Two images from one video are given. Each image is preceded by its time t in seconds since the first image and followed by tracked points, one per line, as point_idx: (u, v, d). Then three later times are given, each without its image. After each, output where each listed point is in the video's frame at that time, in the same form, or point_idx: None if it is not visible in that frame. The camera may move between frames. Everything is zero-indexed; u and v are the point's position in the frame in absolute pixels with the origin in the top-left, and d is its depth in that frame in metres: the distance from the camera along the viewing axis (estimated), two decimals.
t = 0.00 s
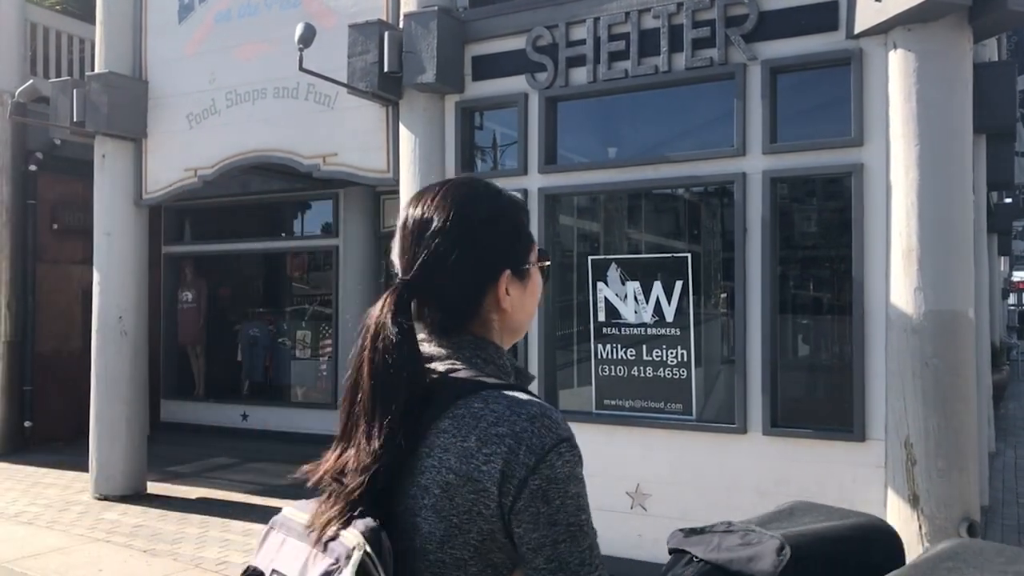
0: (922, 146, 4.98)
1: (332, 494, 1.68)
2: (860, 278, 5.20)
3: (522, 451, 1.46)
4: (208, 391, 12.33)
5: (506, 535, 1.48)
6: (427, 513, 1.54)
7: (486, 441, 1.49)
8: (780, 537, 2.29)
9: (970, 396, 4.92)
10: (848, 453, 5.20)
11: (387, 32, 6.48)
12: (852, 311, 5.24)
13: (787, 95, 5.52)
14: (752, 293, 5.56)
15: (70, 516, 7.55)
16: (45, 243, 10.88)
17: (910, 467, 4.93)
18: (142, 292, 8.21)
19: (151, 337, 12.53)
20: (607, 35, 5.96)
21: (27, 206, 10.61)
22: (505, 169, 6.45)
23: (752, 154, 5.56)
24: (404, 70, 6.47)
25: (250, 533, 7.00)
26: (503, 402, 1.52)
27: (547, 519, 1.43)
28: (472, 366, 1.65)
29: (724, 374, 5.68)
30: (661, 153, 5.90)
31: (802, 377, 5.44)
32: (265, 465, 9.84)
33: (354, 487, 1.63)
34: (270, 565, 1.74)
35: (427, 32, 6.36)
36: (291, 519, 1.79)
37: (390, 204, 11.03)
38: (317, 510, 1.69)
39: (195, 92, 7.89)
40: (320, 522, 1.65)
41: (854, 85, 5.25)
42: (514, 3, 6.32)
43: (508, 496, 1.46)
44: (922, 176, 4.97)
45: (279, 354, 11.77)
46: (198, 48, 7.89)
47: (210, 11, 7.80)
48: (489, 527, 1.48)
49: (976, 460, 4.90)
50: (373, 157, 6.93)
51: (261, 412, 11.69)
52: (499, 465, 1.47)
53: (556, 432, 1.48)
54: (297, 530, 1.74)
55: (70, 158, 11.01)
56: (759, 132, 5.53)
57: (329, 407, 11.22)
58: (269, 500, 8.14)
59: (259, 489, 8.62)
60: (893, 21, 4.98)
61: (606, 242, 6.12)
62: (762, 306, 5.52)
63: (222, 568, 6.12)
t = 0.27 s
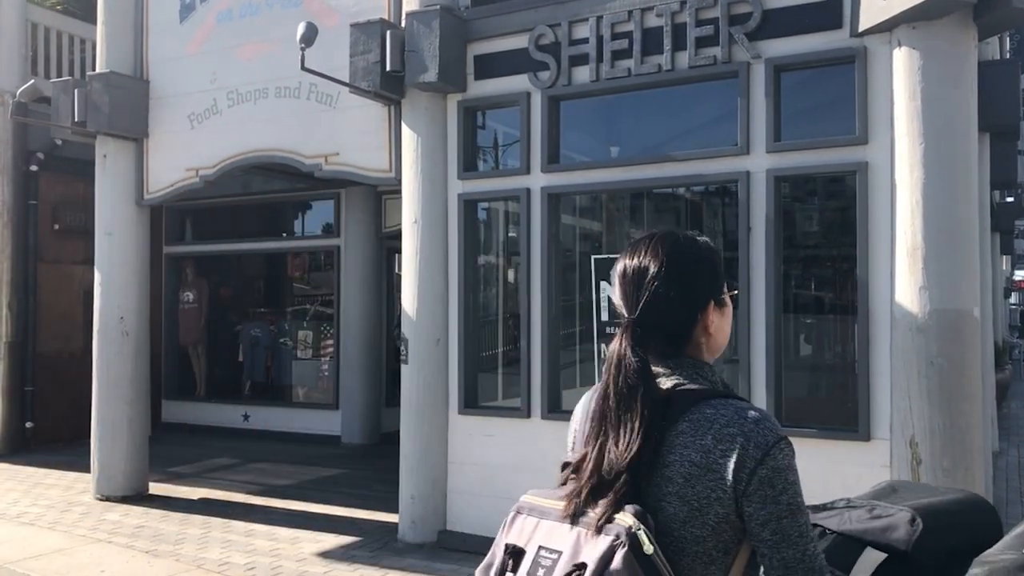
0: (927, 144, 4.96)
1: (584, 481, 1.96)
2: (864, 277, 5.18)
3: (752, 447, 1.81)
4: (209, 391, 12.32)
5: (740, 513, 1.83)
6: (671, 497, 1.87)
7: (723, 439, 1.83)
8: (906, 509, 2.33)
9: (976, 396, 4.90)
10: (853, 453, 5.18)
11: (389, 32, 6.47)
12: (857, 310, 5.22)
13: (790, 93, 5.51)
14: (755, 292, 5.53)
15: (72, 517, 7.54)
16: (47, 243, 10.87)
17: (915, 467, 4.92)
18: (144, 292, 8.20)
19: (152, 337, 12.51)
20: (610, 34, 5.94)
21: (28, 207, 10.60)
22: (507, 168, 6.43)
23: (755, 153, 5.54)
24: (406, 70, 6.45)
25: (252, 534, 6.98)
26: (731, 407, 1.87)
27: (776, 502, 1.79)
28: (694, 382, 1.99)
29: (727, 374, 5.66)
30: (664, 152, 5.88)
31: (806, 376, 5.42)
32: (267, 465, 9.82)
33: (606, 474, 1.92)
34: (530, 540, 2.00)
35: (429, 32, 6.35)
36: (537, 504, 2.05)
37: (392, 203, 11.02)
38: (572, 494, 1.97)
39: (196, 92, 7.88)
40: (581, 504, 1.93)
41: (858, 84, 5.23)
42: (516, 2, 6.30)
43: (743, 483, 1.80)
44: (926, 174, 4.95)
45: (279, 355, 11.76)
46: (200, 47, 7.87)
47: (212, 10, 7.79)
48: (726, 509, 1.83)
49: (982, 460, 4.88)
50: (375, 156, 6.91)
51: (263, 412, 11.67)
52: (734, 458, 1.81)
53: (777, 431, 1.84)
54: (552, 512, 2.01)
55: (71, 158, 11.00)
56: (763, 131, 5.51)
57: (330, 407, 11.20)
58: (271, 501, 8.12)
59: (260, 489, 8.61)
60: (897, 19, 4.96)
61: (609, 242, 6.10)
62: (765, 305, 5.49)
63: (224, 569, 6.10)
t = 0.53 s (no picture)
0: (928, 145, 4.96)
1: (746, 431, 2.22)
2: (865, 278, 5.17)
3: (896, 409, 2.12)
4: (210, 393, 12.31)
5: (885, 465, 2.13)
6: (822, 449, 2.16)
7: (871, 403, 2.14)
8: (993, 485, 2.34)
9: (977, 397, 4.89)
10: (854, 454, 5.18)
11: (389, 33, 6.47)
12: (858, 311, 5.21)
13: (790, 94, 5.50)
14: (756, 293, 5.52)
15: (73, 519, 7.54)
16: (47, 245, 10.87)
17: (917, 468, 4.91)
18: (144, 294, 8.19)
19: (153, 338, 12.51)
20: (610, 35, 5.94)
21: (29, 208, 10.61)
22: (508, 169, 6.43)
23: (756, 154, 5.54)
24: (406, 71, 6.45)
25: (253, 536, 6.98)
26: (875, 377, 2.18)
27: (920, 456, 2.11)
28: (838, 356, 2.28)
29: (728, 375, 5.65)
30: (664, 153, 5.87)
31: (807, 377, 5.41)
32: (267, 467, 9.82)
33: (767, 425, 2.19)
34: (694, 481, 2.26)
35: (429, 33, 6.34)
36: (698, 451, 2.32)
37: (392, 204, 11.02)
38: (734, 442, 2.23)
39: (196, 94, 7.88)
40: (744, 451, 2.19)
41: (858, 84, 5.22)
42: (516, 3, 6.30)
43: (889, 440, 2.12)
44: (927, 175, 4.95)
45: (280, 356, 11.75)
46: (200, 49, 7.87)
47: (212, 12, 7.79)
48: (872, 461, 2.14)
49: (983, 461, 4.87)
50: (375, 157, 6.90)
51: (263, 414, 11.67)
52: (882, 418, 2.12)
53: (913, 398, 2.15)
54: (714, 457, 2.26)
55: (72, 160, 11.00)
56: (763, 132, 5.51)
57: (331, 408, 11.20)
58: (272, 502, 8.12)
59: (261, 491, 8.60)
60: (897, 19, 4.96)
61: (610, 243, 6.09)
62: (766, 306, 5.48)
63: (225, 571, 6.10)
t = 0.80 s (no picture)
0: (927, 147, 4.95)
1: (880, 445, 2.46)
2: (865, 280, 5.16)
3: (1009, 424, 2.35)
4: (209, 395, 12.30)
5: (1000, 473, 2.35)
6: (946, 461, 2.39)
7: (987, 418, 2.37)
8: None
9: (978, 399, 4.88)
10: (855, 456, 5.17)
11: (388, 35, 6.46)
12: (858, 313, 5.20)
13: (790, 96, 5.49)
14: (756, 295, 5.52)
15: (73, 522, 7.53)
16: (46, 247, 10.86)
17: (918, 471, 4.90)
18: (144, 297, 8.18)
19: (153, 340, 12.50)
20: (610, 37, 5.93)
21: (28, 210, 10.59)
22: (507, 171, 6.42)
23: (756, 156, 5.53)
24: (406, 73, 6.44)
25: (253, 539, 6.97)
26: (992, 396, 2.40)
27: None
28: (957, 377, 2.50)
29: (728, 376, 5.64)
30: (664, 154, 5.87)
31: (808, 379, 5.40)
32: (267, 469, 9.81)
33: (899, 440, 2.42)
34: (829, 490, 2.50)
35: (428, 35, 6.34)
36: (830, 464, 2.55)
37: (392, 206, 11.03)
38: (869, 454, 2.47)
39: (196, 96, 7.87)
40: (879, 462, 2.43)
41: (858, 86, 5.21)
42: (515, 5, 6.30)
43: (1007, 451, 2.34)
44: (927, 178, 4.94)
45: (280, 357, 11.72)
46: (199, 51, 7.86)
47: (211, 14, 7.78)
48: (990, 471, 2.35)
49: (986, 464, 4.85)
50: (374, 159, 6.89)
51: (263, 416, 11.66)
52: (998, 431, 2.35)
53: None
54: (848, 469, 2.50)
55: (71, 161, 10.99)
56: (763, 134, 5.50)
57: (331, 410, 11.19)
58: (271, 505, 8.11)
59: (261, 493, 8.59)
60: (897, 21, 4.95)
61: (609, 245, 6.09)
62: (766, 308, 5.48)
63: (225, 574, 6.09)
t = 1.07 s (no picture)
0: (927, 148, 4.95)
1: (968, 421, 2.80)
2: (864, 281, 5.16)
3: None
4: (209, 395, 12.29)
5: None
6: None
7: None
8: None
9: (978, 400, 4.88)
10: (854, 457, 5.16)
11: (387, 36, 6.46)
12: (858, 313, 5.20)
13: (789, 96, 5.49)
14: (755, 295, 5.51)
15: (72, 523, 7.52)
16: (45, 247, 10.85)
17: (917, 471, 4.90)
18: (143, 297, 8.18)
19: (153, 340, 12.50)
20: (609, 37, 5.93)
21: (28, 211, 10.58)
22: (506, 172, 6.42)
23: (755, 157, 5.53)
24: (405, 74, 6.44)
25: (252, 540, 6.97)
26: None
27: None
28: None
29: (728, 377, 5.63)
30: (663, 155, 5.86)
31: (807, 380, 5.40)
32: (267, 469, 9.81)
33: (986, 415, 2.76)
34: (922, 462, 2.83)
35: (428, 36, 6.33)
36: (918, 439, 2.88)
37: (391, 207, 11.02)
38: (956, 429, 2.80)
39: (195, 96, 7.87)
40: (968, 435, 2.77)
41: (857, 86, 5.21)
42: (514, 6, 6.30)
43: None
44: (927, 178, 4.94)
45: (280, 358, 11.71)
46: (198, 51, 7.86)
47: (210, 15, 7.78)
48: None
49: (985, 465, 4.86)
50: (373, 160, 6.89)
51: (263, 416, 11.65)
52: None
53: None
54: (936, 443, 2.83)
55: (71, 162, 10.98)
56: (763, 134, 5.50)
57: (330, 411, 11.18)
58: (270, 506, 8.10)
59: (260, 494, 8.59)
60: (896, 21, 4.95)
61: (609, 246, 6.08)
62: (765, 308, 5.48)
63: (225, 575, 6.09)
